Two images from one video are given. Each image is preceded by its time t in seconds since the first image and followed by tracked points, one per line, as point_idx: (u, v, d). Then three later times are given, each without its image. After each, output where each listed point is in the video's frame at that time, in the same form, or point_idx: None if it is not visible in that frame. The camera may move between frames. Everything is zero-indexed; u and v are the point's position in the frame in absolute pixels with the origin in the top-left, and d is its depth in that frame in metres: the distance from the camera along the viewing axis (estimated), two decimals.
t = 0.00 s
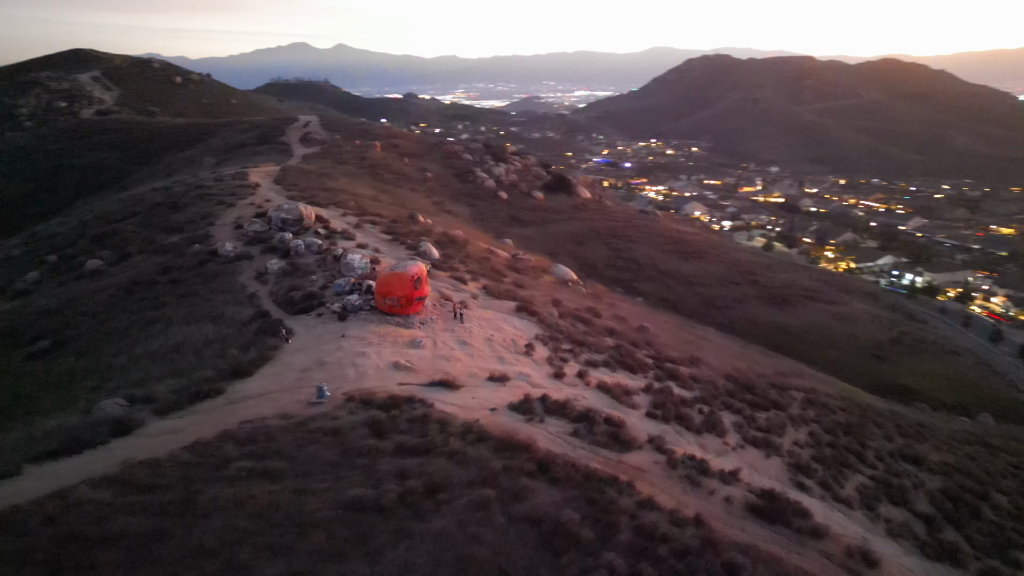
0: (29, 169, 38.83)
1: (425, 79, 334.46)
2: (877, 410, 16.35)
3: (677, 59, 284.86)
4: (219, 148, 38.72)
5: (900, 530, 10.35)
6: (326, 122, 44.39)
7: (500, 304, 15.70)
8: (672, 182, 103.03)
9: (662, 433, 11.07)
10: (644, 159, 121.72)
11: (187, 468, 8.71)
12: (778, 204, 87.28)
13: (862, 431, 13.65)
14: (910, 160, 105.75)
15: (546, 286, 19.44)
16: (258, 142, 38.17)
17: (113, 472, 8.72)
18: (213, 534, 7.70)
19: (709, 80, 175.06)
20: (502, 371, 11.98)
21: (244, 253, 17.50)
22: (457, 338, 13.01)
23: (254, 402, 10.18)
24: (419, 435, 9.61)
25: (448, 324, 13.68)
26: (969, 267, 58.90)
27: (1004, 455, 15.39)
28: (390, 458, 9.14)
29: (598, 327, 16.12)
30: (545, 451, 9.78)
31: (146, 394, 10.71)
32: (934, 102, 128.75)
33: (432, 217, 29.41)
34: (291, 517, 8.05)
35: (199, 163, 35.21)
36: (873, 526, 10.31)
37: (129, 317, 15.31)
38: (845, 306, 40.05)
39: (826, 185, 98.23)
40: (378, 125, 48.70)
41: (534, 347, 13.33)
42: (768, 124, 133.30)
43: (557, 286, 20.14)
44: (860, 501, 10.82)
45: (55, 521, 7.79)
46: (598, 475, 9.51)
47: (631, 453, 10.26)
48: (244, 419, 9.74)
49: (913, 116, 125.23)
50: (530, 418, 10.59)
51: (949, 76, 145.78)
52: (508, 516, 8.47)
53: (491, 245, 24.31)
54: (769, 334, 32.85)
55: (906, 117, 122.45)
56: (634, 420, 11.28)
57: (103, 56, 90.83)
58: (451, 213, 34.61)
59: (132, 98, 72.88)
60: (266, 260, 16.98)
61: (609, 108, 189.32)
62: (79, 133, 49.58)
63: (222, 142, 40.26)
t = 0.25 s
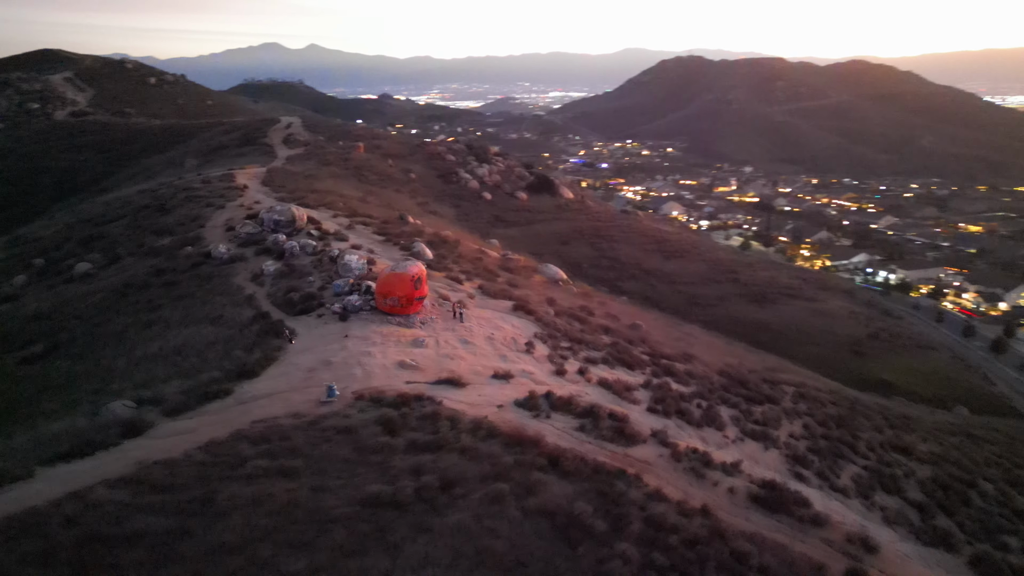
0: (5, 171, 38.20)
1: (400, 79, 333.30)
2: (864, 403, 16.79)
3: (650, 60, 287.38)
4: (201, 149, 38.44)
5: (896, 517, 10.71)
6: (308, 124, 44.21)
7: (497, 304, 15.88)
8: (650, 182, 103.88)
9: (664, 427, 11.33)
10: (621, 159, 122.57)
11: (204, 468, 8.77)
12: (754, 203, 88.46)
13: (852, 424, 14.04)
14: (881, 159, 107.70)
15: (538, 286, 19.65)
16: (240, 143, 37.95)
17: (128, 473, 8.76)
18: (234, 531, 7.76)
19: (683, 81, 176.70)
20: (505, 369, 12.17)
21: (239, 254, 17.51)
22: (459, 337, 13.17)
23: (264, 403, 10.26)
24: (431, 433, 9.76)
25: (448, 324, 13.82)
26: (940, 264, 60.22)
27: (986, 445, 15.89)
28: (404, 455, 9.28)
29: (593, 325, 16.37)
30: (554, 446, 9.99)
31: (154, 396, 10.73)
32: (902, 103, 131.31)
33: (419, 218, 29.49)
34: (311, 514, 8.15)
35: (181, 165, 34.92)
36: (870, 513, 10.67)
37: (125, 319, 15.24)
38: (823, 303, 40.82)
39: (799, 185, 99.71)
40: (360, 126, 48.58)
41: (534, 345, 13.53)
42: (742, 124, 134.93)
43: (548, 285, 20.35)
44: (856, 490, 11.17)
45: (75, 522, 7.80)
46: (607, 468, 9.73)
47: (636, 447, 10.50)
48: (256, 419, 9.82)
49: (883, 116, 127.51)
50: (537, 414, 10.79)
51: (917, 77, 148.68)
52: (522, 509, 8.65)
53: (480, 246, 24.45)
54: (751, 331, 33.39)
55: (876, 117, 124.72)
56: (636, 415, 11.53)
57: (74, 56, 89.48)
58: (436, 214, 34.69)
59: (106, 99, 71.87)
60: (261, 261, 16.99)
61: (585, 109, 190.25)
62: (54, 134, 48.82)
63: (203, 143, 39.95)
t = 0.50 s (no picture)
0: None
1: (375, 82, 331.93)
2: (852, 397, 17.19)
3: (625, 63, 289.12)
4: (182, 152, 38.10)
5: (891, 506, 11.05)
6: (290, 127, 44.00)
7: (494, 304, 16.04)
8: (628, 184, 104.62)
9: (666, 422, 11.58)
10: (599, 161, 123.29)
11: (219, 468, 8.82)
12: (731, 205, 89.55)
13: (844, 417, 14.41)
14: (854, 161, 109.51)
15: (531, 286, 19.83)
16: (223, 146, 37.70)
17: (143, 475, 8.78)
18: (255, 528, 7.82)
19: (659, 84, 178.16)
20: (508, 367, 12.34)
21: (233, 257, 17.48)
22: (461, 337, 13.32)
23: (274, 404, 10.33)
24: (441, 430, 9.90)
25: (449, 324, 13.95)
26: (914, 263, 61.42)
27: (970, 437, 16.35)
28: (417, 452, 9.41)
29: (588, 324, 16.59)
30: (563, 441, 10.18)
31: (161, 399, 10.74)
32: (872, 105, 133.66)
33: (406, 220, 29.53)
34: (329, 511, 8.24)
35: (164, 168, 34.61)
36: (866, 503, 10.99)
37: (121, 323, 15.16)
38: (802, 302, 41.50)
39: (774, 186, 101.10)
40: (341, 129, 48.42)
41: (534, 344, 13.71)
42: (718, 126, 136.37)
43: (540, 286, 20.54)
44: (853, 481, 11.50)
45: (94, 523, 7.81)
46: (615, 463, 9.94)
47: (641, 441, 10.74)
48: (267, 420, 9.88)
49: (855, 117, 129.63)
50: (543, 411, 10.98)
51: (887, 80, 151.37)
52: (536, 504, 8.82)
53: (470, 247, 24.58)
54: (734, 330, 33.88)
55: (848, 119, 126.81)
56: (638, 410, 11.77)
57: (45, 58, 87.94)
58: (422, 216, 34.72)
59: (80, 102, 70.78)
60: (256, 264, 16.97)
61: (562, 112, 191.02)
62: (29, 138, 48.03)
63: (185, 147, 39.60)
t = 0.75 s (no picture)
0: None
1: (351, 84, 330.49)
2: (840, 393, 17.60)
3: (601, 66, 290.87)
4: (164, 155, 37.74)
5: (887, 496, 11.39)
6: (272, 130, 43.77)
7: (491, 305, 16.19)
8: (607, 186, 105.29)
9: (667, 418, 11.82)
10: (578, 164, 123.90)
11: (235, 468, 8.87)
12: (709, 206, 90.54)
13: (835, 412, 14.78)
14: (828, 163, 111.25)
15: (524, 287, 20.01)
16: (205, 149, 37.43)
17: (158, 476, 8.79)
18: (275, 525, 7.88)
19: (635, 87, 179.55)
20: (511, 366, 12.50)
21: (227, 260, 17.44)
22: (462, 337, 13.46)
23: (284, 406, 10.40)
24: (452, 429, 10.04)
25: (449, 325, 14.08)
26: (888, 262, 62.61)
27: (955, 429, 16.83)
28: (429, 450, 9.53)
29: (583, 324, 16.81)
30: (570, 438, 10.37)
31: (168, 401, 10.76)
32: (843, 108, 135.99)
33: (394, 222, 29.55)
34: (347, 508, 8.32)
35: (146, 171, 34.28)
36: (862, 493, 11.32)
37: (116, 327, 15.08)
38: (783, 301, 42.16)
39: (750, 188, 102.45)
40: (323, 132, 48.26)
41: (534, 344, 13.89)
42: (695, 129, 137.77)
43: (532, 286, 20.73)
44: (849, 473, 11.82)
45: (113, 523, 7.81)
46: (622, 458, 10.15)
47: (645, 436, 10.97)
48: (279, 421, 9.94)
49: (827, 120, 131.72)
50: (548, 408, 11.16)
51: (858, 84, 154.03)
52: (549, 497, 8.98)
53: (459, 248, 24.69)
54: (718, 329, 34.34)
55: (820, 122, 128.89)
56: (640, 407, 11.99)
57: (16, 60, 86.41)
58: (407, 219, 34.74)
59: (54, 106, 69.70)
60: (251, 267, 16.96)
61: (539, 115, 191.66)
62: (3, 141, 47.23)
63: (166, 150, 39.24)
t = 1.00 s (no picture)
0: None
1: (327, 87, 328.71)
2: (828, 388, 18.00)
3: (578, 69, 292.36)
4: (146, 159, 37.41)
5: (881, 487, 11.73)
6: (254, 133, 43.52)
7: (487, 305, 16.33)
8: (586, 188, 105.94)
9: (669, 414, 12.05)
10: (556, 166, 124.49)
11: (250, 468, 8.92)
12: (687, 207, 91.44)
13: (826, 406, 15.14)
14: (802, 165, 112.89)
15: (516, 287, 20.18)
16: (188, 152, 37.15)
17: (173, 477, 8.81)
18: (296, 522, 7.95)
19: (612, 90, 180.76)
20: (514, 365, 12.66)
21: (221, 263, 17.39)
22: (463, 337, 13.60)
23: (294, 407, 10.47)
24: (462, 426, 10.17)
25: (449, 325, 14.20)
26: (863, 262, 63.78)
27: (939, 422, 17.30)
28: (441, 447, 9.66)
29: (578, 323, 17.02)
30: (577, 434, 10.55)
31: (175, 403, 10.77)
32: (817, 110, 138.10)
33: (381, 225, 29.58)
34: (365, 505, 8.41)
35: (129, 174, 33.96)
36: (859, 484, 11.64)
37: (112, 331, 14.99)
38: (764, 300, 42.78)
39: (727, 189, 103.64)
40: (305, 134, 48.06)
41: (534, 343, 14.06)
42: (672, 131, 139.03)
43: (524, 287, 20.92)
44: (845, 465, 12.14)
45: (133, 522, 7.83)
46: (629, 453, 10.35)
47: (649, 432, 11.19)
48: (290, 421, 10.00)
49: (801, 122, 133.72)
50: (554, 405, 11.34)
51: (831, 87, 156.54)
52: (561, 492, 9.15)
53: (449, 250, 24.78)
54: (702, 329, 34.79)
55: (795, 124, 130.78)
56: (642, 404, 12.21)
57: None
58: (393, 221, 34.77)
59: (27, 109, 68.57)
60: (246, 270, 16.93)
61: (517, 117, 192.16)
62: None
63: (148, 153, 38.87)
